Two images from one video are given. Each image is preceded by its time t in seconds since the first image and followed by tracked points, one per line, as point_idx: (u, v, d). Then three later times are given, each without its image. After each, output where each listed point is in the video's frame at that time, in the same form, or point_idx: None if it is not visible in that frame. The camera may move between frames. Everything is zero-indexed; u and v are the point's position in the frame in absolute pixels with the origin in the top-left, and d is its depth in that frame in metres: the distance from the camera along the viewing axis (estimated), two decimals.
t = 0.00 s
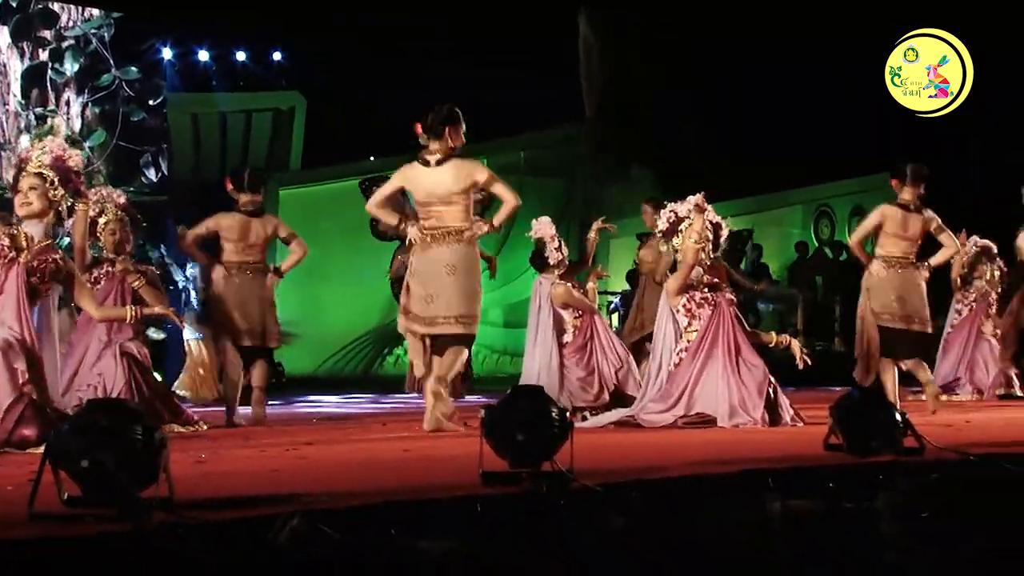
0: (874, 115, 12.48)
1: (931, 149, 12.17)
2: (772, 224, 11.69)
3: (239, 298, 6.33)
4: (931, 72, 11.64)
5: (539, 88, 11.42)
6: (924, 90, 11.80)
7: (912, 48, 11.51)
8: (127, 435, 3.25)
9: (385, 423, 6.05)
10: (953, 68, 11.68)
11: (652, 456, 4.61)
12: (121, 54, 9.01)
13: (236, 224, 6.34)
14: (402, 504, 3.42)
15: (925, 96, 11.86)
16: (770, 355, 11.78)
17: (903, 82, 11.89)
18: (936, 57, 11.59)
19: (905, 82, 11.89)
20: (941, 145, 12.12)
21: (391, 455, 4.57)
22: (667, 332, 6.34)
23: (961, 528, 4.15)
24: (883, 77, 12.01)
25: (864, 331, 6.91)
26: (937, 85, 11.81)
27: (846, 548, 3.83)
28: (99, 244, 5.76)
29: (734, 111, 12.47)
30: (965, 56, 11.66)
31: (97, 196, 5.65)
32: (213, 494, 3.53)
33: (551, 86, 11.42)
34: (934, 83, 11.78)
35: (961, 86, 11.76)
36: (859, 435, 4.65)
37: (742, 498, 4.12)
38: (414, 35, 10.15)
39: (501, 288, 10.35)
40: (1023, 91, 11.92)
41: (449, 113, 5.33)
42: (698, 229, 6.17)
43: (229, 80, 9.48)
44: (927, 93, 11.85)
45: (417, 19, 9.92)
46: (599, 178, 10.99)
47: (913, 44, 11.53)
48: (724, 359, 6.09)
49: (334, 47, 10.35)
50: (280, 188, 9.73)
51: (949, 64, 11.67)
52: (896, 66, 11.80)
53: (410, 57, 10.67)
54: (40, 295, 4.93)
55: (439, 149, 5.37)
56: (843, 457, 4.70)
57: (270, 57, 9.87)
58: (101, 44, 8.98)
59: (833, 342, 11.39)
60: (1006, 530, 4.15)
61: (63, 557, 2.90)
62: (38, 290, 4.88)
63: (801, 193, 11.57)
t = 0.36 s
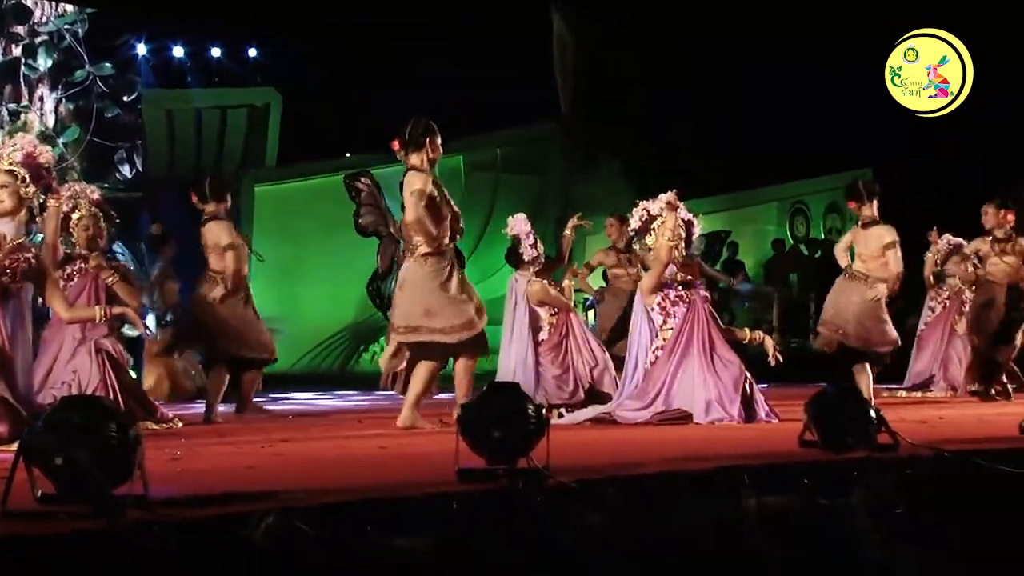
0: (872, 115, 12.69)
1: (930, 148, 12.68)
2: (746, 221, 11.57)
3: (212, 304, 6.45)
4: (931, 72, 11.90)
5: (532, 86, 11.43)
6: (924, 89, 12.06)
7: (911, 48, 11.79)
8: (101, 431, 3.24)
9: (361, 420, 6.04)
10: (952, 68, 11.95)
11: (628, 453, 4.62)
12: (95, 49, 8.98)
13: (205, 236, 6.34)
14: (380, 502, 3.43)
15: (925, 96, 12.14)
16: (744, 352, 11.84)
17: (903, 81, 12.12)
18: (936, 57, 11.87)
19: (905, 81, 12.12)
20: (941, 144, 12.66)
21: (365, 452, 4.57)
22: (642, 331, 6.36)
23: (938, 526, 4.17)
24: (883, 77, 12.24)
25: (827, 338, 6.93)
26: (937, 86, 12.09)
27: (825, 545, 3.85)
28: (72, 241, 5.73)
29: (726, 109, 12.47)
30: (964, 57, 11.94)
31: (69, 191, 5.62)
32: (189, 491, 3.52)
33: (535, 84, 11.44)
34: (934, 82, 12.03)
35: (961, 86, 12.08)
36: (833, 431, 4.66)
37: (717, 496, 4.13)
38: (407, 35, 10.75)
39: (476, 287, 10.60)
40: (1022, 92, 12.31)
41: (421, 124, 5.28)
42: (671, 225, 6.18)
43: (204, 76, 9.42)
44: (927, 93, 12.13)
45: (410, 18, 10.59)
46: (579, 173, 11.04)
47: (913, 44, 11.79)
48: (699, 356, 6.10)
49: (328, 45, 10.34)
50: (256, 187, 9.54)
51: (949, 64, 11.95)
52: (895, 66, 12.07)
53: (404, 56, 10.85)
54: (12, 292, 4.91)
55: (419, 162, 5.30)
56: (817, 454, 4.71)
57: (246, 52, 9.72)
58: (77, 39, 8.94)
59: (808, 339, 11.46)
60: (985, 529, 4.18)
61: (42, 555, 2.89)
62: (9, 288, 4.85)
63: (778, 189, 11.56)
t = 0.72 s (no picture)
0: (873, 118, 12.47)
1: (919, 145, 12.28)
2: (726, 219, 11.91)
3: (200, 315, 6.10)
4: (932, 72, 11.64)
5: (520, 86, 11.54)
6: (924, 89, 11.73)
7: (911, 48, 11.59)
8: (79, 428, 3.23)
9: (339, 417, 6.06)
10: (953, 68, 11.68)
11: (605, 449, 4.65)
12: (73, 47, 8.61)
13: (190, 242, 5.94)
14: (359, 501, 3.39)
15: (925, 96, 11.78)
16: (720, 348, 11.88)
17: (902, 81, 11.87)
18: (936, 57, 11.64)
19: (904, 82, 11.85)
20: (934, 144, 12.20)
21: (347, 450, 4.59)
22: (620, 330, 6.38)
23: (911, 526, 4.22)
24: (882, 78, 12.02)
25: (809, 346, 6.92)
26: (937, 86, 11.74)
27: (799, 546, 3.89)
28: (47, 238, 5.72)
29: (716, 109, 13.01)
30: (965, 57, 11.67)
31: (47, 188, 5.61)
32: (168, 489, 3.50)
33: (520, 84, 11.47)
34: (933, 82, 11.69)
35: (961, 86, 11.70)
36: (809, 427, 4.67)
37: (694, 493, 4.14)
38: (404, 34, 10.09)
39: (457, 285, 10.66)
40: None
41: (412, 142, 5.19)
42: (646, 225, 6.21)
43: (182, 73, 9.48)
44: (926, 93, 11.75)
45: (410, 18, 9.82)
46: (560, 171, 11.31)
47: (913, 44, 11.62)
48: (676, 356, 6.11)
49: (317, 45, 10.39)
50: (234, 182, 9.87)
51: (949, 64, 11.70)
52: (895, 66, 11.82)
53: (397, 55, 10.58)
54: None
55: (415, 183, 5.21)
56: (795, 450, 4.72)
57: (224, 51, 9.64)
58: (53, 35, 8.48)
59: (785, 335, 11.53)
60: (955, 532, 4.23)
61: (28, 553, 2.91)
62: None
63: (755, 187, 11.69)
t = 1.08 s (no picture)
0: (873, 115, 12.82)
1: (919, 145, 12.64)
2: (711, 218, 11.98)
3: (202, 292, 6.04)
4: (932, 72, 12.18)
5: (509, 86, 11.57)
6: (924, 89, 12.26)
7: (911, 48, 12.21)
8: (63, 428, 3.23)
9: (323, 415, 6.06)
10: (953, 68, 12.21)
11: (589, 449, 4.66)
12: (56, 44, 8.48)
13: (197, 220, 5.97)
14: (348, 499, 3.36)
15: (925, 96, 12.33)
16: (705, 346, 11.91)
17: (902, 82, 12.34)
18: (936, 57, 12.20)
19: (904, 82, 12.34)
20: (931, 144, 12.69)
21: (333, 448, 4.58)
22: (605, 330, 6.39)
23: (895, 526, 4.25)
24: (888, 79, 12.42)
25: (811, 327, 6.93)
26: (937, 86, 12.29)
27: (787, 545, 3.91)
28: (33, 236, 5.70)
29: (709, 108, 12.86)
30: (964, 57, 12.21)
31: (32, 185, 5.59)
32: (153, 488, 3.48)
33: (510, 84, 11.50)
34: (934, 82, 12.24)
35: (961, 86, 12.28)
36: (794, 426, 4.67)
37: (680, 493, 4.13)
38: (405, 36, 10.41)
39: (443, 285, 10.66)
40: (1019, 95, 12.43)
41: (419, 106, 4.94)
42: (632, 224, 6.22)
43: (166, 72, 9.52)
44: (927, 93, 12.30)
45: (410, 18, 9.89)
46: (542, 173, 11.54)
47: (913, 44, 12.22)
48: (661, 353, 6.11)
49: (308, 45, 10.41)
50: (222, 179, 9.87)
51: (949, 64, 12.22)
52: (895, 67, 12.32)
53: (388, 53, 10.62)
54: None
55: (422, 148, 4.98)
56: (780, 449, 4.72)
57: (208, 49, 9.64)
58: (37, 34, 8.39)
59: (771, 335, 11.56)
60: (938, 530, 4.25)
61: (15, 553, 2.91)
62: None
63: (742, 186, 11.84)
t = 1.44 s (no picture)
0: (872, 118, 12.77)
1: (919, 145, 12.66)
2: (697, 218, 12.05)
3: (201, 309, 6.04)
4: (932, 72, 12.28)
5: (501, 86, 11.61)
6: (924, 89, 12.33)
7: (912, 49, 12.37)
8: (47, 428, 3.23)
9: (309, 416, 6.05)
10: (953, 68, 12.41)
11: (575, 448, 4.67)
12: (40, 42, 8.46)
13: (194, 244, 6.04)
14: (333, 498, 3.36)
15: (925, 96, 12.35)
16: (691, 346, 11.94)
17: (902, 82, 12.41)
18: (936, 57, 12.45)
19: (904, 82, 12.41)
20: (931, 144, 12.65)
21: (319, 449, 4.59)
22: (590, 329, 6.41)
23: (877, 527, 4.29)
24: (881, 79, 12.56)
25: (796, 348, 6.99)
26: (937, 86, 12.38)
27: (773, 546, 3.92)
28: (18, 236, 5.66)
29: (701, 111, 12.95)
30: (963, 58, 12.43)
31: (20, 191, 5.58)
32: (137, 488, 3.48)
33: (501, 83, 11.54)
34: (933, 83, 12.35)
35: (961, 86, 12.46)
36: (778, 424, 4.69)
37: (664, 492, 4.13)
38: (405, 36, 10.84)
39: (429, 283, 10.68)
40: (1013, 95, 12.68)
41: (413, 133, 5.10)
42: (618, 224, 6.23)
43: (151, 70, 9.46)
44: (927, 93, 12.36)
45: (410, 18, 10.67)
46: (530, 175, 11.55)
47: (913, 44, 12.39)
48: (647, 353, 6.13)
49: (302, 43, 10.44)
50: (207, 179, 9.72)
51: (949, 64, 12.42)
52: (895, 66, 12.40)
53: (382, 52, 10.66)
54: None
55: (419, 173, 5.12)
56: (764, 447, 4.72)
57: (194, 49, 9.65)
58: (21, 33, 8.34)
59: (756, 335, 11.68)
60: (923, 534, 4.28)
61: None
62: None
63: (731, 187, 11.80)
